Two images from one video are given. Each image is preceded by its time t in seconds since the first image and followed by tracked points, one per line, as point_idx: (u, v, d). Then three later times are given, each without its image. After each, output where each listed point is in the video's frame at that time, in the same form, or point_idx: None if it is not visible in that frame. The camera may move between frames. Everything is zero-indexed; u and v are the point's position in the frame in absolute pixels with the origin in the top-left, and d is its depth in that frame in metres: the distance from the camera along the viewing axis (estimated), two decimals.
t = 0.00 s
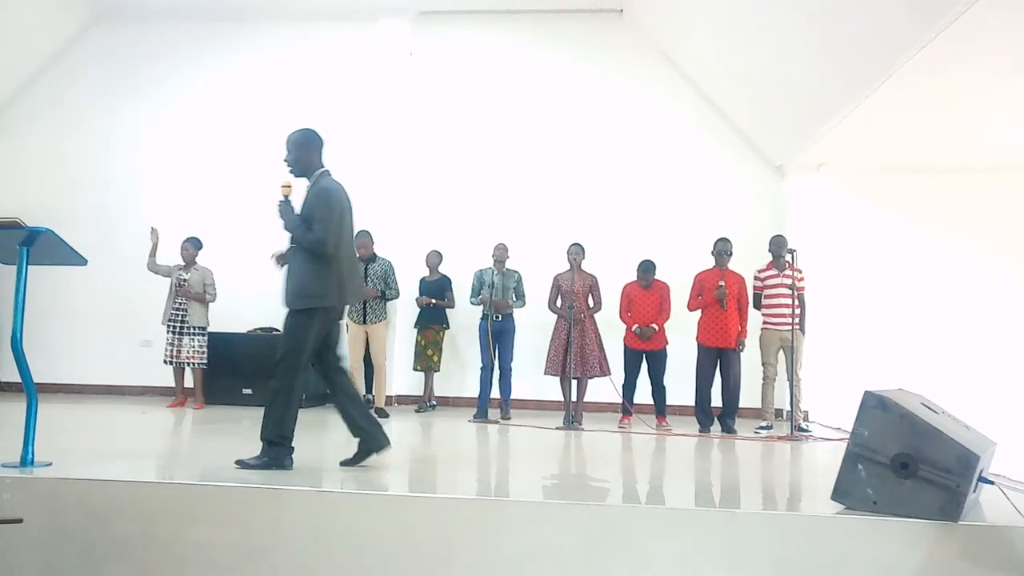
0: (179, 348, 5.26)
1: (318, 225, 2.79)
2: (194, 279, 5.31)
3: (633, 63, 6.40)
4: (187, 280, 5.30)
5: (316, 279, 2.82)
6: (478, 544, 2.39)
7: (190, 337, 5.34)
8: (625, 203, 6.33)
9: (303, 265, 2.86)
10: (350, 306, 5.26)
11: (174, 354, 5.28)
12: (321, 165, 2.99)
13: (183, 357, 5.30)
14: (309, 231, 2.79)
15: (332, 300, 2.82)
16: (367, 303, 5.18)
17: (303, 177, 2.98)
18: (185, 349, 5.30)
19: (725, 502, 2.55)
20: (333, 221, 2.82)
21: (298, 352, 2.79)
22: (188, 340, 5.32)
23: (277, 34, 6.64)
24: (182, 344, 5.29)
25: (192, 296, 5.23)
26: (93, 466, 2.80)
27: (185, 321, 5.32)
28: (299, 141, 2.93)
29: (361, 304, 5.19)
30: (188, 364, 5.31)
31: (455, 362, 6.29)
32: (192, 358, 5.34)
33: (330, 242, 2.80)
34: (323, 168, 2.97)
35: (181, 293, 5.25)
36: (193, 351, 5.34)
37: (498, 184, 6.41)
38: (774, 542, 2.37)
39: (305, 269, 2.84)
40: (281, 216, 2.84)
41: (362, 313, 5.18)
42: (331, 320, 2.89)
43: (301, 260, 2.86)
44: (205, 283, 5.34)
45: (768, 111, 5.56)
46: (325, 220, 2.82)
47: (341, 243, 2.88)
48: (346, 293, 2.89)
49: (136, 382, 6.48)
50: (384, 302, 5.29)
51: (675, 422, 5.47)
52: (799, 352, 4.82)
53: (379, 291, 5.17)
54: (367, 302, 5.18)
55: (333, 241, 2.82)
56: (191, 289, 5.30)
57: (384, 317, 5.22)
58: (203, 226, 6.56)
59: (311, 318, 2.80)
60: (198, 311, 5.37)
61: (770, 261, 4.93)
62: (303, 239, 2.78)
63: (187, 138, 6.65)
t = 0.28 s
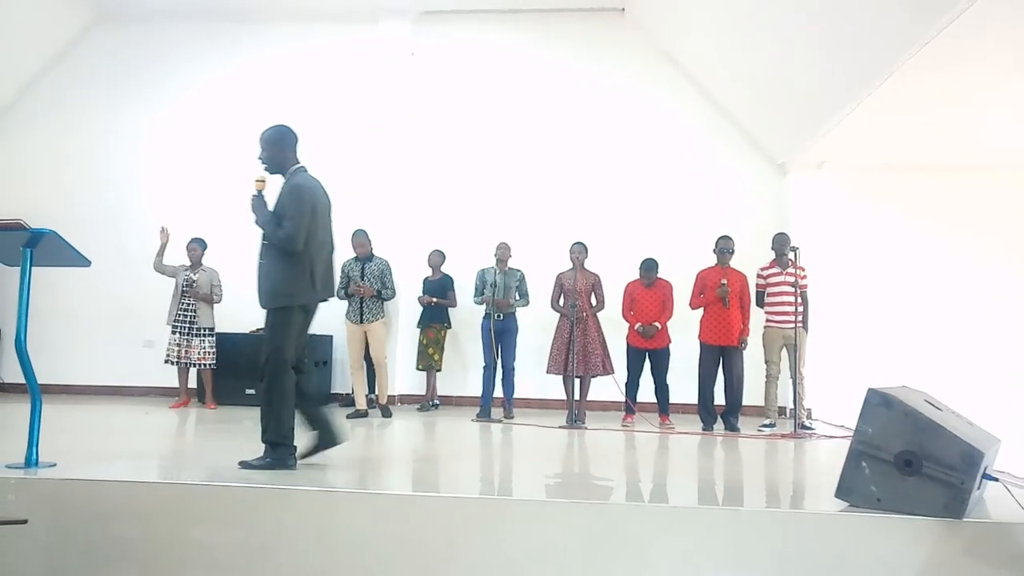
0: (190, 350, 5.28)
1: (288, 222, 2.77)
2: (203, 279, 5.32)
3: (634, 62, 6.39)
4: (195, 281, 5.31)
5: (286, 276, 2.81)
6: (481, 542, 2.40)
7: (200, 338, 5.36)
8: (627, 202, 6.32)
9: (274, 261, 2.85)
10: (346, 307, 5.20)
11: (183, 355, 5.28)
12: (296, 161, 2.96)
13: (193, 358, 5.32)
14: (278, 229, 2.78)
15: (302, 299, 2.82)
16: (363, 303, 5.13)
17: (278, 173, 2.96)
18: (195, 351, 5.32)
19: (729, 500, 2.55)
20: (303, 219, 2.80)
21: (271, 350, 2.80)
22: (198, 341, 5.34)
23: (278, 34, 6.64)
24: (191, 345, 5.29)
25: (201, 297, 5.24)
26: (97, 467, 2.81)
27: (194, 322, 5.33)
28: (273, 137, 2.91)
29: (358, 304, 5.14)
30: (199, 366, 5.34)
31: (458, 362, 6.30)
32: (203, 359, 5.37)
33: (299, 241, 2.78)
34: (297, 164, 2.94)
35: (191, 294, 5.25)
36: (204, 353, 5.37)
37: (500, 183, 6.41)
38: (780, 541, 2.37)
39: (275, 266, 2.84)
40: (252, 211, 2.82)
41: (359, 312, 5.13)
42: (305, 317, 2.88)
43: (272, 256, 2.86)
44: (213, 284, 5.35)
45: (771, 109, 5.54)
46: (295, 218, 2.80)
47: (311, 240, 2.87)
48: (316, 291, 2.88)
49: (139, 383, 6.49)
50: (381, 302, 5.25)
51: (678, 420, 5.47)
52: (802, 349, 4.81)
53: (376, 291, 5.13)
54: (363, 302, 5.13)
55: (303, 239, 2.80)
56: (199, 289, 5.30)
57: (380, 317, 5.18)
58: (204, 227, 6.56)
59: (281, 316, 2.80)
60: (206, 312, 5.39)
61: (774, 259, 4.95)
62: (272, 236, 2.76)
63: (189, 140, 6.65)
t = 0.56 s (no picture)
0: (206, 353, 5.28)
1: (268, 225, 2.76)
2: (217, 284, 5.37)
3: (640, 64, 6.38)
4: (210, 286, 5.34)
5: (268, 280, 2.80)
6: (488, 547, 2.39)
7: (214, 343, 5.36)
8: (633, 205, 6.31)
9: (256, 265, 2.85)
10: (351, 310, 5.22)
11: (199, 361, 5.29)
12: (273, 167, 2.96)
13: (207, 363, 5.31)
14: (259, 232, 2.77)
15: (286, 300, 2.81)
16: (367, 306, 5.13)
17: (255, 180, 2.95)
18: (210, 355, 5.32)
19: (737, 504, 2.53)
20: (284, 220, 2.79)
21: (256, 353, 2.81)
22: (212, 346, 5.34)
23: (284, 38, 6.66)
24: (206, 350, 5.31)
25: (218, 301, 5.28)
26: (104, 471, 2.81)
27: (209, 326, 5.34)
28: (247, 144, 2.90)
29: (361, 307, 5.14)
30: (213, 370, 5.33)
31: (464, 365, 6.29)
32: (217, 364, 5.37)
33: (281, 243, 2.77)
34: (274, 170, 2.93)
35: (207, 298, 5.28)
36: (218, 357, 5.37)
37: (505, 186, 6.40)
38: (788, 545, 2.35)
39: (257, 269, 2.83)
40: (232, 217, 2.82)
41: (362, 315, 5.13)
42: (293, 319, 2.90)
43: (255, 260, 2.85)
44: (227, 289, 5.41)
45: (777, 110, 5.53)
46: (276, 221, 2.78)
47: (293, 242, 2.86)
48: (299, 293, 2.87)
49: (147, 387, 6.51)
50: (385, 304, 5.23)
51: (686, 424, 5.45)
52: (810, 352, 4.79)
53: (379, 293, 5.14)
54: (366, 305, 5.13)
55: (285, 240, 2.78)
56: (214, 294, 5.34)
57: (384, 319, 5.18)
58: (211, 231, 6.58)
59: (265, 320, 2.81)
60: (221, 317, 5.41)
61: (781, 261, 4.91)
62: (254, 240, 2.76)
63: (195, 144, 6.67)
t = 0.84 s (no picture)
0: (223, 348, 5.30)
1: (264, 220, 2.80)
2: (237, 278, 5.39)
3: (651, 58, 6.35)
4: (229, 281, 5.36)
5: (259, 274, 2.83)
6: (500, 541, 2.39)
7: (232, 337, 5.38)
8: (645, 200, 6.29)
9: (244, 260, 2.86)
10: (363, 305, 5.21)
11: (218, 355, 5.32)
12: (264, 167, 3.00)
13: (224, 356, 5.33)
14: (254, 225, 2.79)
15: (275, 294, 2.85)
16: (380, 301, 5.13)
17: (244, 178, 2.98)
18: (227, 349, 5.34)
19: (750, 500, 2.53)
20: (279, 217, 2.84)
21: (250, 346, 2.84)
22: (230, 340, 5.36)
23: (295, 33, 6.67)
24: (225, 345, 5.33)
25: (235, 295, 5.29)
26: (119, 464, 2.83)
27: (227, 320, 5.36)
28: (241, 143, 2.93)
29: (374, 302, 5.13)
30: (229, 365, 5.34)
31: (475, 361, 6.30)
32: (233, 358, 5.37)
33: (276, 238, 2.81)
34: (264, 170, 2.98)
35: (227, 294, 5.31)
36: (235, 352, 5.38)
37: (517, 181, 6.40)
38: (803, 541, 2.33)
39: (246, 264, 2.85)
40: (222, 210, 2.79)
41: (376, 310, 5.14)
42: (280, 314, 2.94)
43: (242, 255, 2.86)
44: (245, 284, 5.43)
45: (790, 105, 5.49)
46: (270, 216, 2.83)
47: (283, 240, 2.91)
48: (289, 288, 2.91)
49: (161, 382, 6.56)
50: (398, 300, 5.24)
51: (698, 419, 5.44)
52: (823, 348, 4.75)
53: (393, 288, 5.15)
54: (380, 300, 5.13)
55: (279, 237, 2.83)
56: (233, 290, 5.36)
57: (397, 315, 5.19)
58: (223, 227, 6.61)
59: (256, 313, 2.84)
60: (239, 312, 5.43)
61: (794, 256, 4.87)
62: (249, 233, 2.78)
63: (208, 139, 6.70)
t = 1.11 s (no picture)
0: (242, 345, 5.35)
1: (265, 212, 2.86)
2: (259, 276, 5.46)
3: (666, 55, 6.32)
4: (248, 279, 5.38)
5: (256, 265, 2.90)
6: (514, 538, 2.40)
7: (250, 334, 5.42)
8: (659, 197, 6.26)
9: (241, 251, 2.91)
10: (381, 301, 5.21)
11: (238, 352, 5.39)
12: (260, 164, 3.03)
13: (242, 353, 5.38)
14: (255, 216, 2.85)
15: (269, 287, 2.92)
16: (399, 297, 5.15)
17: (241, 174, 3.00)
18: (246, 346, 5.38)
19: (765, 498, 2.51)
20: (280, 210, 2.91)
21: (245, 335, 2.87)
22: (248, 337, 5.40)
23: (309, 31, 6.69)
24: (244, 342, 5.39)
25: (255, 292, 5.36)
26: (135, 459, 2.85)
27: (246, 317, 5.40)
28: (241, 138, 2.95)
29: (394, 297, 5.15)
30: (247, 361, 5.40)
31: (488, 357, 6.30)
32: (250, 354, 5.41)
33: (275, 230, 2.88)
34: (261, 167, 3.02)
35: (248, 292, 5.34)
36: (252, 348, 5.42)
37: (530, 178, 6.39)
38: (817, 540, 2.32)
39: (242, 255, 2.91)
40: (220, 198, 2.80)
41: (395, 306, 5.15)
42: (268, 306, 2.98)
43: (240, 245, 2.92)
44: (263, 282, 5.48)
45: (807, 101, 5.45)
46: (271, 209, 2.90)
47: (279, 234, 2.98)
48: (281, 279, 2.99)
49: (176, 378, 6.61)
50: (416, 297, 5.27)
51: (713, 417, 5.43)
52: (838, 346, 4.72)
53: (414, 285, 5.19)
54: (399, 296, 5.15)
55: (278, 229, 2.90)
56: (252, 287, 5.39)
57: (415, 312, 5.22)
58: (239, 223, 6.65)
59: (251, 303, 2.89)
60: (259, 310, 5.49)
61: (810, 253, 4.86)
62: (250, 223, 2.82)
63: (223, 136, 6.73)
